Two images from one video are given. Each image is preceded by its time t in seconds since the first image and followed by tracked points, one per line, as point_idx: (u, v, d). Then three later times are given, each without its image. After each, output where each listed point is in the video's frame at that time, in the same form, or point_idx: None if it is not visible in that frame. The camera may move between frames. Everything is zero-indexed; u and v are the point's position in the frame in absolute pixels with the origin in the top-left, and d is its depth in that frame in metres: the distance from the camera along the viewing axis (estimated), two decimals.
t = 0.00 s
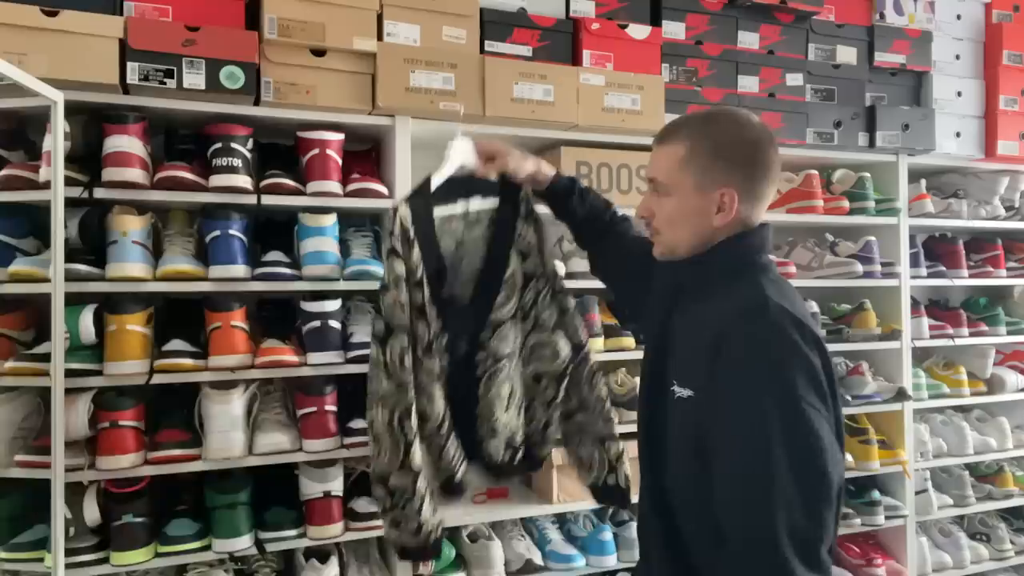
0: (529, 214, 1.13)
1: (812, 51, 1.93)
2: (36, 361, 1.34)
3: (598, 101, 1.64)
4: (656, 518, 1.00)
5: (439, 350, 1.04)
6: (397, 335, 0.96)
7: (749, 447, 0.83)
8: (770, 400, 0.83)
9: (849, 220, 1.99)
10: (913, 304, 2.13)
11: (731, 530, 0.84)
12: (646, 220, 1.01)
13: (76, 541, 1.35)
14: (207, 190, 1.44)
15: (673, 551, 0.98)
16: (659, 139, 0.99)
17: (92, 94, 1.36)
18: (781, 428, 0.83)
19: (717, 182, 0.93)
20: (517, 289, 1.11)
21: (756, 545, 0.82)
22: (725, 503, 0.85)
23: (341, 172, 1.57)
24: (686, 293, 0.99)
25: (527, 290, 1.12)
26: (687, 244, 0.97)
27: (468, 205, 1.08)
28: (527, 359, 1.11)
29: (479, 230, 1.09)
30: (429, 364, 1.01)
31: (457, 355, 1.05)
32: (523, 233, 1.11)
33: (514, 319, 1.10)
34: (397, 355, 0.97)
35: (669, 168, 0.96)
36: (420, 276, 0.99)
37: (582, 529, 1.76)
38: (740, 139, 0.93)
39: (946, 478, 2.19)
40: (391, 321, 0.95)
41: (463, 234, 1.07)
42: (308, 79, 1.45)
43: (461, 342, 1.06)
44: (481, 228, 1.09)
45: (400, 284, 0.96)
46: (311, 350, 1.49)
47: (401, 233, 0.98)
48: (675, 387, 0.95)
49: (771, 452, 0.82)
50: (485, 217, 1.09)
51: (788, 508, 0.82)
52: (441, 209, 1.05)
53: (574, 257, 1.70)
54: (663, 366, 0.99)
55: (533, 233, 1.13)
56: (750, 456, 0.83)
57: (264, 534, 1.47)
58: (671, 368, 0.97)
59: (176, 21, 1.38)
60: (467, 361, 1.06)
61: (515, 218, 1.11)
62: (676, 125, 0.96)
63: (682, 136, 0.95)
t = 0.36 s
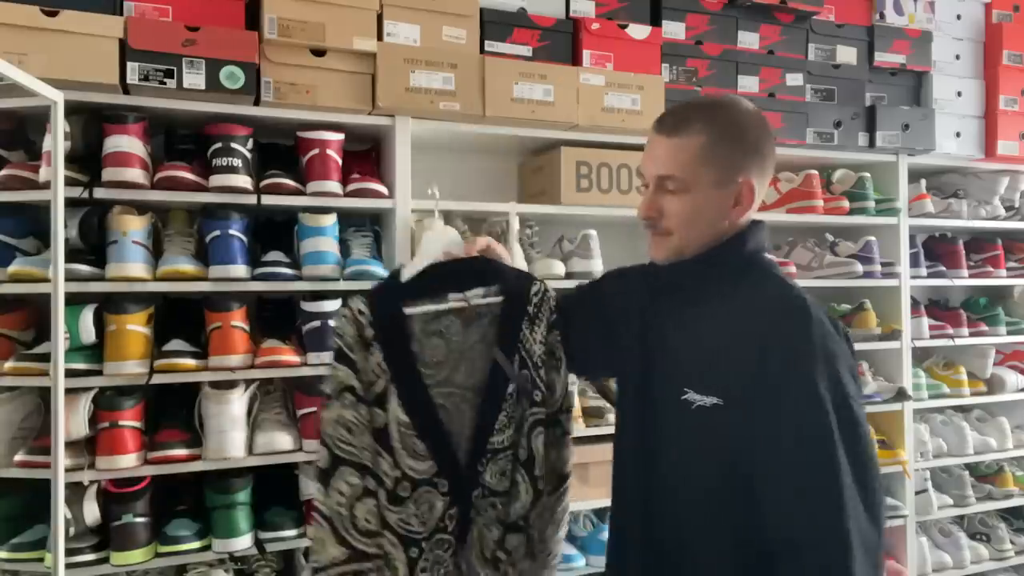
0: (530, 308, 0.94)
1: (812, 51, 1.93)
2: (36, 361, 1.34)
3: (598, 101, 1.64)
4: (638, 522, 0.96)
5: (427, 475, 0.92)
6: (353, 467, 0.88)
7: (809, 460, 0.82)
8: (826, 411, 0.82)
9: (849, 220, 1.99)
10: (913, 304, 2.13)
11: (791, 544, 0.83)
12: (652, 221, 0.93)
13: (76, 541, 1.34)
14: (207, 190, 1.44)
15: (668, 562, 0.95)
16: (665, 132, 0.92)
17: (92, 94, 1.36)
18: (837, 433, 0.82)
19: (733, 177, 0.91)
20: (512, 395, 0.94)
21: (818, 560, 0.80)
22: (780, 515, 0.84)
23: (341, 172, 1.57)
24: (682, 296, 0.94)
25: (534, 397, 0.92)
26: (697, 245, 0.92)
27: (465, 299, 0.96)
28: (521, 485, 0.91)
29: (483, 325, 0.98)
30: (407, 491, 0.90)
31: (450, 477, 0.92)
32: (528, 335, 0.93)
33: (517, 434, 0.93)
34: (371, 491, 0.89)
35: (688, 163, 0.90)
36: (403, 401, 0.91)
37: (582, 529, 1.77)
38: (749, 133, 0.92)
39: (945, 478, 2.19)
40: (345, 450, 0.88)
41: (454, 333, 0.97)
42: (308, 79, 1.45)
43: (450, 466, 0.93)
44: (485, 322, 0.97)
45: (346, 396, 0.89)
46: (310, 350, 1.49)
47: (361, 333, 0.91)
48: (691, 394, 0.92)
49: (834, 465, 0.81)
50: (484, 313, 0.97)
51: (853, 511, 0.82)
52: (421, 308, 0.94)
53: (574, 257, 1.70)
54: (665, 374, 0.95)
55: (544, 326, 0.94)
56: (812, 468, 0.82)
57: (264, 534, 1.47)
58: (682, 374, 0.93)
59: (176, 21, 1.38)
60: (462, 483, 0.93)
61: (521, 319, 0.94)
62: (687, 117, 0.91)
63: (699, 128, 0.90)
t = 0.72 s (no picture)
0: (541, 320, 0.80)
1: (812, 50, 1.93)
2: (36, 361, 1.34)
3: (598, 101, 1.64)
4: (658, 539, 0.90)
5: (374, 468, 0.71)
6: (281, 420, 0.67)
7: (850, 452, 0.80)
8: (860, 398, 0.81)
9: (849, 220, 1.99)
10: (913, 304, 2.13)
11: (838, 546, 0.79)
12: (662, 219, 0.92)
13: (76, 541, 1.34)
14: (207, 190, 1.45)
15: None
16: (672, 123, 0.89)
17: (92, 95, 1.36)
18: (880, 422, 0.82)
19: (741, 170, 0.91)
20: (533, 427, 0.78)
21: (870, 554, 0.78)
22: (828, 514, 0.81)
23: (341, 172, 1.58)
24: (683, 294, 0.94)
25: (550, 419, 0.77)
26: (702, 242, 0.93)
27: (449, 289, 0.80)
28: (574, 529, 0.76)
29: (471, 331, 0.81)
30: (345, 472, 0.70)
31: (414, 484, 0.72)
32: (536, 351, 0.79)
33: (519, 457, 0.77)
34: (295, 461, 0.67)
35: (700, 157, 0.88)
36: (359, 373, 0.72)
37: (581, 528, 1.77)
38: (759, 122, 0.91)
39: (946, 478, 2.19)
40: (272, 399, 0.67)
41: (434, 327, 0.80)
42: (308, 79, 1.45)
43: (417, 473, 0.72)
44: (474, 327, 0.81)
45: (278, 342, 0.69)
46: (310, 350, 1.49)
47: (314, 284, 0.73)
48: (713, 395, 0.89)
49: (882, 450, 0.80)
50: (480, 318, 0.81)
51: (906, 506, 0.80)
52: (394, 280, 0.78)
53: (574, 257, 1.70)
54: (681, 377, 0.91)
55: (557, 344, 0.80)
56: (851, 460, 0.80)
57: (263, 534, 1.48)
58: (701, 375, 0.90)
59: (176, 21, 1.38)
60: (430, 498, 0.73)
61: (527, 326, 0.79)
62: (695, 108, 0.89)
63: (709, 120, 0.88)
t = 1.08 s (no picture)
0: (579, 329, 0.76)
1: (812, 51, 1.93)
2: (36, 361, 1.34)
3: (598, 101, 1.64)
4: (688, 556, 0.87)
5: (354, 502, 0.67)
6: (257, 449, 0.63)
7: (882, 456, 0.84)
8: (889, 401, 0.85)
9: (849, 220, 1.99)
10: (913, 304, 2.13)
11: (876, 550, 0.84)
12: (683, 210, 0.88)
13: (76, 541, 1.34)
14: (208, 190, 1.45)
15: None
16: (689, 107, 0.87)
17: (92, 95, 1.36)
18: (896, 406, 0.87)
19: (756, 155, 0.90)
20: (570, 454, 0.75)
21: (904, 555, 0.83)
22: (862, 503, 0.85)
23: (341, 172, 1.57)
24: (697, 297, 0.92)
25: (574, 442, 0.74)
26: (718, 234, 0.91)
27: (464, 291, 0.80)
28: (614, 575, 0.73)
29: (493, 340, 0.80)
30: (300, 509, 0.66)
31: (403, 525, 0.67)
32: (571, 366, 0.75)
33: (558, 492, 0.73)
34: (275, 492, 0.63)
35: (722, 141, 0.86)
36: (342, 391, 0.68)
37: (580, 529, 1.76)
38: (770, 106, 0.91)
39: (946, 478, 2.19)
40: (252, 423, 0.63)
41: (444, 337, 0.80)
42: (308, 79, 1.45)
43: (421, 513, 0.67)
44: (497, 334, 0.80)
45: (264, 355, 0.65)
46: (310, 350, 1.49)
47: (295, 279, 0.69)
48: (737, 407, 0.88)
49: (905, 435, 0.85)
50: (502, 323, 0.81)
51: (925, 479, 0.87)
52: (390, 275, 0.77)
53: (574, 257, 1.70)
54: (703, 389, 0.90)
55: (597, 359, 0.76)
56: (887, 465, 0.84)
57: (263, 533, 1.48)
58: (724, 387, 0.89)
59: (176, 21, 1.38)
60: (425, 534, 0.67)
61: (562, 337, 0.75)
62: (710, 92, 0.87)
63: (727, 103, 0.87)
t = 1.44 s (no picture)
0: (555, 329, 0.69)
1: (812, 51, 1.93)
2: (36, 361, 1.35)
3: (599, 101, 1.64)
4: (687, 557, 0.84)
5: (331, 531, 0.66)
6: (224, 489, 0.65)
7: (863, 450, 0.87)
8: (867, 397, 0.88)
9: (849, 220, 1.99)
10: (913, 304, 2.13)
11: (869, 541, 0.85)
12: (644, 210, 0.88)
13: (76, 541, 1.34)
14: (207, 190, 1.45)
15: None
16: (643, 109, 0.87)
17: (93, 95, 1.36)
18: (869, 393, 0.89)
19: (713, 154, 0.90)
20: (565, 476, 0.68)
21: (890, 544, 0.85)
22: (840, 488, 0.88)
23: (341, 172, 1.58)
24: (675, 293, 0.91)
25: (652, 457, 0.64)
26: (681, 234, 0.91)
27: (429, 307, 0.74)
28: None
29: (467, 354, 0.75)
30: (281, 541, 0.66)
31: (378, 553, 0.65)
32: (552, 373, 0.68)
33: (546, 515, 0.68)
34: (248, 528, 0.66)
35: (678, 141, 0.86)
36: (312, 427, 0.67)
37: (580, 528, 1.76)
38: (723, 105, 0.92)
39: (946, 478, 2.19)
40: (224, 464, 0.66)
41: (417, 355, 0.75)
42: (308, 79, 1.45)
43: (389, 537, 0.65)
44: (472, 346, 0.75)
45: (228, 402, 0.66)
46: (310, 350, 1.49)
47: (269, 330, 0.68)
48: (720, 407, 0.86)
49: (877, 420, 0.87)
50: (473, 332, 0.75)
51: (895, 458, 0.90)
52: (353, 309, 0.72)
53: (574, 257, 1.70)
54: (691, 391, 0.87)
55: (582, 361, 0.68)
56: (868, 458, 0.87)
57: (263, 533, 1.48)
58: (713, 388, 0.87)
59: (176, 21, 1.38)
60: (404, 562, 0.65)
61: (535, 341, 0.68)
62: (662, 93, 0.88)
63: (681, 103, 0.87)
